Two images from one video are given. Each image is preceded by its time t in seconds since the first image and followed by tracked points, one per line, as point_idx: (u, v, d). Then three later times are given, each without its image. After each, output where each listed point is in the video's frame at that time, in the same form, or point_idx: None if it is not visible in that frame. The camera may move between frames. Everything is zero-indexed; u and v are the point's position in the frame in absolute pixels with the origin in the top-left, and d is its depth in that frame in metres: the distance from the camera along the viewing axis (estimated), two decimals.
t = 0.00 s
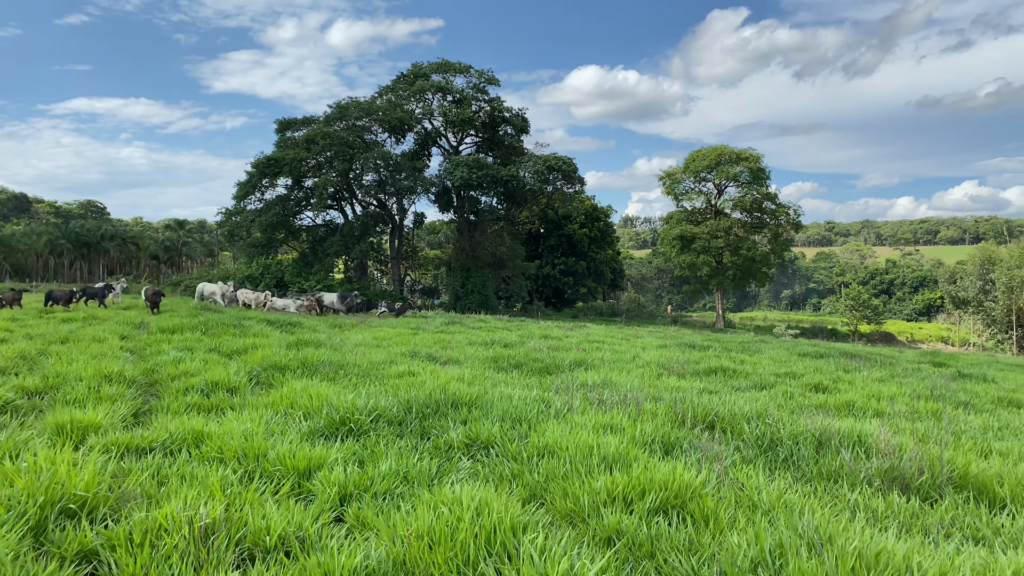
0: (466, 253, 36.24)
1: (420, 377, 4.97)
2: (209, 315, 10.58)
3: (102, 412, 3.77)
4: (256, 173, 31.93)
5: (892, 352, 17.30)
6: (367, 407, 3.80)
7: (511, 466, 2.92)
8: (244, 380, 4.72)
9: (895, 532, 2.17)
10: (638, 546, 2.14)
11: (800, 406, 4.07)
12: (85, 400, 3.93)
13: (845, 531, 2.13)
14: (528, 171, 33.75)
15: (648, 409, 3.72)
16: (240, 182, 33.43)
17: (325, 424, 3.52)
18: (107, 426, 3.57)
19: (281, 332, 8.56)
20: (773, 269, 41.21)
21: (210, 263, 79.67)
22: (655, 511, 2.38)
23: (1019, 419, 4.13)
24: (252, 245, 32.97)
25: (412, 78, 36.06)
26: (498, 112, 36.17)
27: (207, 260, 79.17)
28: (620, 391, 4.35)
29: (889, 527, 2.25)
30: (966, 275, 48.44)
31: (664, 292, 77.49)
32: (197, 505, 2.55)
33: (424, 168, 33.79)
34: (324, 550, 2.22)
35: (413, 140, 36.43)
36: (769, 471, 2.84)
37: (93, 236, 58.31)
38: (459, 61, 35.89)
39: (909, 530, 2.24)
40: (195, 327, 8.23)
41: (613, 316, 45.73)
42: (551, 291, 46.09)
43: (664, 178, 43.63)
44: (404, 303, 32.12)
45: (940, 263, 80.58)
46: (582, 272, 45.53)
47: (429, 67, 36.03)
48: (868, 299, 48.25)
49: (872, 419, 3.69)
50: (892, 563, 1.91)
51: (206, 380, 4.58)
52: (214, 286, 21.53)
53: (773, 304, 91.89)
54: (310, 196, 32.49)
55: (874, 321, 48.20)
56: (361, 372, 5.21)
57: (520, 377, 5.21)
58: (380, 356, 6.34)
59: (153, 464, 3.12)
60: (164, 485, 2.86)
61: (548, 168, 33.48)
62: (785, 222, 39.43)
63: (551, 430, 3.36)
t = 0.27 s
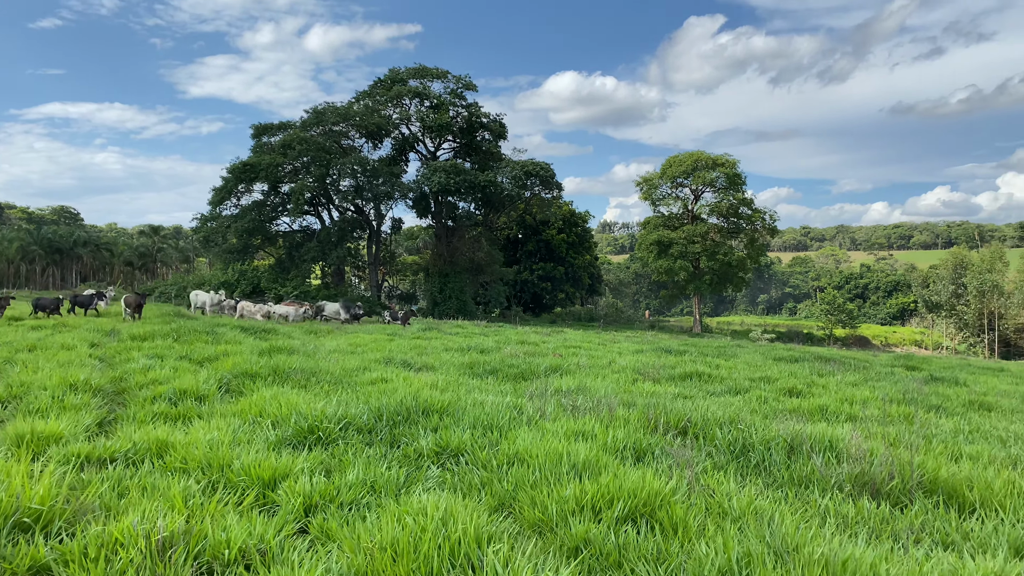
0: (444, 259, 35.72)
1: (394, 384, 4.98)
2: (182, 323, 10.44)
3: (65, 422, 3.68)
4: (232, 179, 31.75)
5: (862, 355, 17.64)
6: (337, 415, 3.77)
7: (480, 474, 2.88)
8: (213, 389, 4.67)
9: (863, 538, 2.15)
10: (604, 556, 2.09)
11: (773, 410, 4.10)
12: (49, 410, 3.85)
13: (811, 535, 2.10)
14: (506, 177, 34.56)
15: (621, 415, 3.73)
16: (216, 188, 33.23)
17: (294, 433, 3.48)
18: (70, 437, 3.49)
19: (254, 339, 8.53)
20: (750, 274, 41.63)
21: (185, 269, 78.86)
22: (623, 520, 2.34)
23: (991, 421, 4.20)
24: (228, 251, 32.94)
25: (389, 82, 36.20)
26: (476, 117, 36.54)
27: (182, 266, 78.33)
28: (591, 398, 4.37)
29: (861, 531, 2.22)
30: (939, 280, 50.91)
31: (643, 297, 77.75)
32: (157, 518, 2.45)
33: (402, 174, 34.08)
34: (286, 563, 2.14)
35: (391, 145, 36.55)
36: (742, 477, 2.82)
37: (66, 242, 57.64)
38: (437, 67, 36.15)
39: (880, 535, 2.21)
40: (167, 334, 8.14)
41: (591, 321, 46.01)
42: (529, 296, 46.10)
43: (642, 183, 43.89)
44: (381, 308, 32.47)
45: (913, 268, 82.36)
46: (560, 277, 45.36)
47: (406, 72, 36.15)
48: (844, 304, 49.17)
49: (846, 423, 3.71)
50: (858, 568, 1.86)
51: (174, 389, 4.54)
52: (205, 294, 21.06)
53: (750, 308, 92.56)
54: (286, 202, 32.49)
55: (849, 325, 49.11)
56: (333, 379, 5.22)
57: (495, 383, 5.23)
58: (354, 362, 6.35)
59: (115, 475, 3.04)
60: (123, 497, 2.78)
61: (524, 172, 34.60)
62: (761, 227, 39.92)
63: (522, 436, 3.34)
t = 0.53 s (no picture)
0: (424, 264, 36.21)
1: (366, 391, 4.98)
2: (154, 329, 10.29)
3: (24, 430, 3.58)
4: (210, 184, 31.28)
5: (836, 359, 17.98)
6: (304, 422, 3.74)
7: (446, 482, 2.85)
8: (182, 397, 4.61)
9: (829, 543, 2.15)
10: (567, 564, 2.06)
11: (744, 415, 4.16)
12: (8, 418, 3.75)
13: (775, 543, 2.08)
14: (486, 182, 34.86)
15: (593, 420, 3.74)
16: (195, 193, 32.90)
17: (260, 441, 3.44)
18: (29, 445, 3.38)
19: (229, 345, 8.51)
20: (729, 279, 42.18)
21: (163, 275, 78.18)
22: (587, 529, 2.32)
23: (961, 425, 4.32)
24: (207, 258, 32.67)
25: (370, 89, 36.47)
26: (457, 124, 36.81)
27: (159, 272, 77.68)
28: (563, 403, 4.39)
29: (827, 538, 2.22)
30: (914, 284, 51.66)
31: (623, 302, 77.94)
32: (111, 528, 2.37)
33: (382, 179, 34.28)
34: None
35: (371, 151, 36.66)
36: (711, 484, 2.82)
37: (41, 248, 56.65)
38: (418, 73, 36.33)
39: (845, 540, 2.22)
40: (139, 340, 8.07)
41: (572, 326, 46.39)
42: (510, 301, 46.40)
43: (621, 189, 44.27)
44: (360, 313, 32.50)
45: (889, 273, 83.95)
46: (541, 282, 45.57)
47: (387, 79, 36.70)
48: (822, 309, 49.94)
49: (816, 425, 3.79)
50: None
51: (141, 396, 4.49)
52: (201, 300, 20.74)
53: (730, 313, 93.04)
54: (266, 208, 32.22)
55: (826, 329, 49.72)
56: (305, 386, 5.21)
57: (471, 389, 5.27)
58: (328, 368, 6.38)
59: (72, 484, 2.95)
60: (79, 507, 2.70)
61: (505, 178, 34.80)
62: (740, 232, 40.49)
63: (492, 443, 3.32)
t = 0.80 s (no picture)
0: (408, 268, 36.01)
1: (340, 398, 4.95)
2: (129, 335, 10.15)
3: None
4: (191, 188, 31.12)
5: (814, 362, 18.24)
6: (270, 430, 3.67)
7: (410, 491, 2.78)
8: (149, 404, 4.53)
9: (799, 555, 2.13)
10: None
11: (718, 420, 4.20)
12: None
13: (744, 556, 2.03)
14: (470, 187, 35.14)
15: (565, 426, 3.73)
16: (176, 197, 32.56)
17: (223, 449, 3.37)
18: None
19: (205, 351, 8.49)
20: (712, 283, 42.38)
21: (143, 279, 77.41)
22: (550, 539, 2.27)
23: (934, 428, 4.43)
24: (186, 262, 32.30)
25: (353, 92, 36.54)
26: (441, 127, 37.06)
27: (140, 276, 76.94)
28: (537, 408, 4.40)
29: (798, 550, 2.19)
30: (897, 289, 51.89)
31: (607, 306, 78.02)
32: (57, 540, 2.25)
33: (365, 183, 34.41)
34: None
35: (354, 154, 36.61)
36: (682, 491, 2.79)
37: (19, 252, 55.81)
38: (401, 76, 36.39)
39: (814, 550, 2.22)
40: (114, 346, 7.99)
41: (557, 330, 46.44)
42: (494, 305, 46.33)
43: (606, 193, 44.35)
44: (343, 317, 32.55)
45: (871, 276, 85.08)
46: (526, 286, 45.45)
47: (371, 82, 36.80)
48: (805, 312, 50.40)
49: (790, 430, 3.88)
50: None
51: (107, 404, 4.40)
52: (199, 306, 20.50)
53: (714, 317, 93.20)
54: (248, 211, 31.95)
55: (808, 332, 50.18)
56: (277, 393, 5.19)
57: (448, 395, 5.32)
58: (302, 374, 6.40)
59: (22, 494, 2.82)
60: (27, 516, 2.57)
61: (489, 182, 35.16)
62: (723, 237, 40.75)
63: (462, 450, 3.27)
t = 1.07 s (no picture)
0: (392, 271, 36.27)
1: (315, 403, 4.93)
2: (104, 339, 10.00)
3: None
4: (172, 190, 30.92)
5: (795, 365, 18.38)
6: (238, 436, 3.62)
7: (379, 498, 2.73)
8: (119, 410, 4.47)
9: (773, 564, 2.13)
10: None
11: (697, 425, 4.22)
12: None
13: (714, 567, 2.02)
14: (454, 189, 35.11)
15: (541, 431, 3.72)
16: (156, 198, 32.17)
17: (189, 456, 3.32)
18: None
19: (182, 355, 8.45)
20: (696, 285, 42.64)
21: (123, 283, 76.50)
22: (517, 549, 2.24)
23: (915, 432, 4.51)
24: (167, 264, 31.78)
25: (336, 94, 36.47)
26: (424, 129, 37.24)
27: (120, 279, 76.08)
28: (514, 414, 4.42)
29: (775, 561, 2.19)
30: (879, 290, 53.39)
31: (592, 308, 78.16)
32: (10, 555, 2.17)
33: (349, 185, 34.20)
34: None
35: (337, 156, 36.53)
36: (656, 498, 2.79)
37: None
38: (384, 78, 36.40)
39: (789, 558, 2.24)
40: (89, 350, 7.89)
41: (541, 333, 46.59)
42: (479, 308, 46.05)
43: (591, 196, 44.42)
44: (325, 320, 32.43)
45: (853, 279, 86.26)
46: (511, 289, 45.17)
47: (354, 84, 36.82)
48: (788, 315, 50.86)
49: (771, 436, 3.93)
50: None
51: (75, 410, 4.34)
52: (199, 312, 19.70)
53: (698, 319, 93.72)
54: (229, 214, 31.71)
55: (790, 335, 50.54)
56: (251, 398, 5.19)
57: (428, 400, 5.33)
58: (278, 380, 6.40)
59: None
60: None
61: (473, 184, 35.38)
62: (707, 240, 41.02)
63: (433, 456, 3.25)
